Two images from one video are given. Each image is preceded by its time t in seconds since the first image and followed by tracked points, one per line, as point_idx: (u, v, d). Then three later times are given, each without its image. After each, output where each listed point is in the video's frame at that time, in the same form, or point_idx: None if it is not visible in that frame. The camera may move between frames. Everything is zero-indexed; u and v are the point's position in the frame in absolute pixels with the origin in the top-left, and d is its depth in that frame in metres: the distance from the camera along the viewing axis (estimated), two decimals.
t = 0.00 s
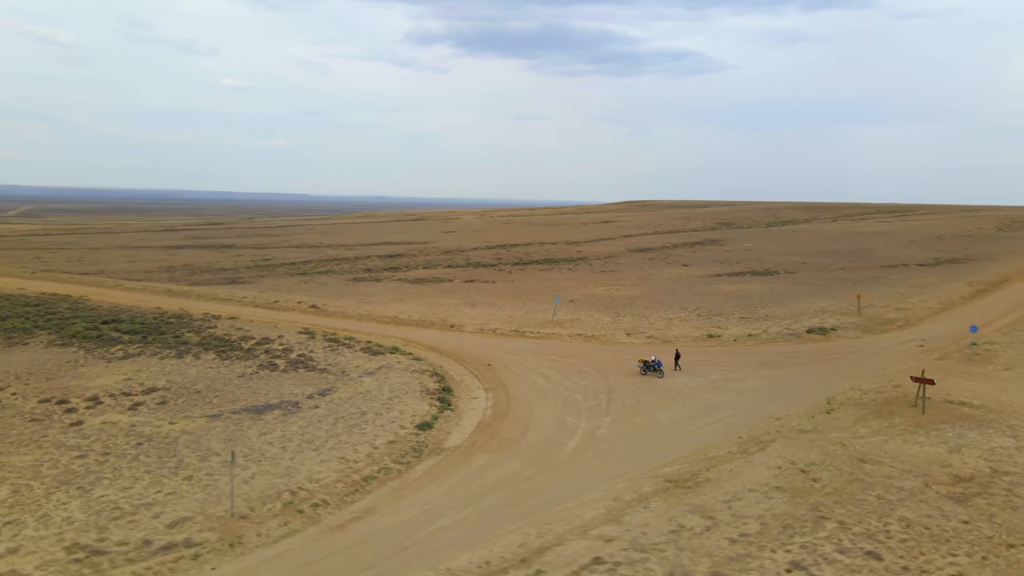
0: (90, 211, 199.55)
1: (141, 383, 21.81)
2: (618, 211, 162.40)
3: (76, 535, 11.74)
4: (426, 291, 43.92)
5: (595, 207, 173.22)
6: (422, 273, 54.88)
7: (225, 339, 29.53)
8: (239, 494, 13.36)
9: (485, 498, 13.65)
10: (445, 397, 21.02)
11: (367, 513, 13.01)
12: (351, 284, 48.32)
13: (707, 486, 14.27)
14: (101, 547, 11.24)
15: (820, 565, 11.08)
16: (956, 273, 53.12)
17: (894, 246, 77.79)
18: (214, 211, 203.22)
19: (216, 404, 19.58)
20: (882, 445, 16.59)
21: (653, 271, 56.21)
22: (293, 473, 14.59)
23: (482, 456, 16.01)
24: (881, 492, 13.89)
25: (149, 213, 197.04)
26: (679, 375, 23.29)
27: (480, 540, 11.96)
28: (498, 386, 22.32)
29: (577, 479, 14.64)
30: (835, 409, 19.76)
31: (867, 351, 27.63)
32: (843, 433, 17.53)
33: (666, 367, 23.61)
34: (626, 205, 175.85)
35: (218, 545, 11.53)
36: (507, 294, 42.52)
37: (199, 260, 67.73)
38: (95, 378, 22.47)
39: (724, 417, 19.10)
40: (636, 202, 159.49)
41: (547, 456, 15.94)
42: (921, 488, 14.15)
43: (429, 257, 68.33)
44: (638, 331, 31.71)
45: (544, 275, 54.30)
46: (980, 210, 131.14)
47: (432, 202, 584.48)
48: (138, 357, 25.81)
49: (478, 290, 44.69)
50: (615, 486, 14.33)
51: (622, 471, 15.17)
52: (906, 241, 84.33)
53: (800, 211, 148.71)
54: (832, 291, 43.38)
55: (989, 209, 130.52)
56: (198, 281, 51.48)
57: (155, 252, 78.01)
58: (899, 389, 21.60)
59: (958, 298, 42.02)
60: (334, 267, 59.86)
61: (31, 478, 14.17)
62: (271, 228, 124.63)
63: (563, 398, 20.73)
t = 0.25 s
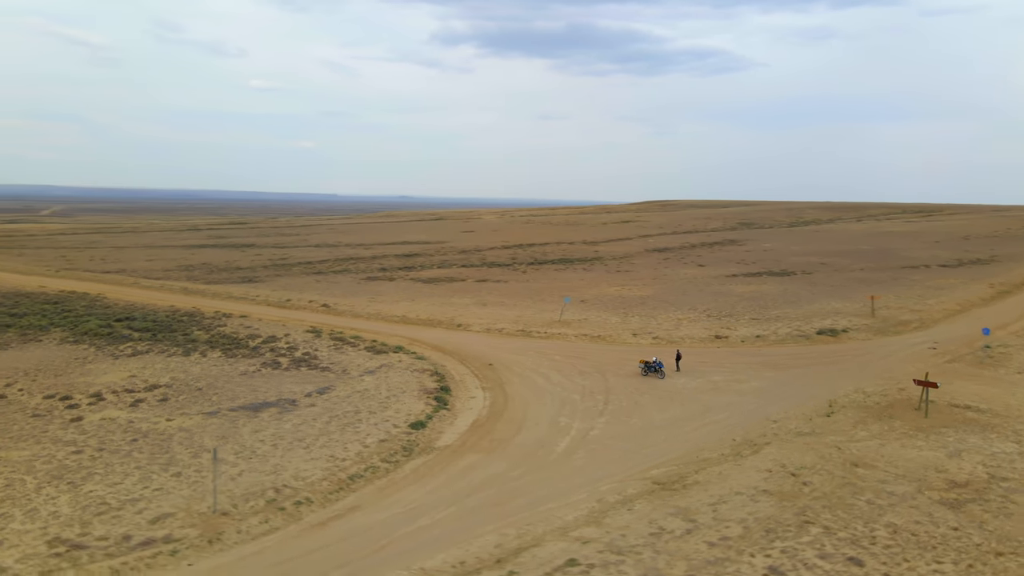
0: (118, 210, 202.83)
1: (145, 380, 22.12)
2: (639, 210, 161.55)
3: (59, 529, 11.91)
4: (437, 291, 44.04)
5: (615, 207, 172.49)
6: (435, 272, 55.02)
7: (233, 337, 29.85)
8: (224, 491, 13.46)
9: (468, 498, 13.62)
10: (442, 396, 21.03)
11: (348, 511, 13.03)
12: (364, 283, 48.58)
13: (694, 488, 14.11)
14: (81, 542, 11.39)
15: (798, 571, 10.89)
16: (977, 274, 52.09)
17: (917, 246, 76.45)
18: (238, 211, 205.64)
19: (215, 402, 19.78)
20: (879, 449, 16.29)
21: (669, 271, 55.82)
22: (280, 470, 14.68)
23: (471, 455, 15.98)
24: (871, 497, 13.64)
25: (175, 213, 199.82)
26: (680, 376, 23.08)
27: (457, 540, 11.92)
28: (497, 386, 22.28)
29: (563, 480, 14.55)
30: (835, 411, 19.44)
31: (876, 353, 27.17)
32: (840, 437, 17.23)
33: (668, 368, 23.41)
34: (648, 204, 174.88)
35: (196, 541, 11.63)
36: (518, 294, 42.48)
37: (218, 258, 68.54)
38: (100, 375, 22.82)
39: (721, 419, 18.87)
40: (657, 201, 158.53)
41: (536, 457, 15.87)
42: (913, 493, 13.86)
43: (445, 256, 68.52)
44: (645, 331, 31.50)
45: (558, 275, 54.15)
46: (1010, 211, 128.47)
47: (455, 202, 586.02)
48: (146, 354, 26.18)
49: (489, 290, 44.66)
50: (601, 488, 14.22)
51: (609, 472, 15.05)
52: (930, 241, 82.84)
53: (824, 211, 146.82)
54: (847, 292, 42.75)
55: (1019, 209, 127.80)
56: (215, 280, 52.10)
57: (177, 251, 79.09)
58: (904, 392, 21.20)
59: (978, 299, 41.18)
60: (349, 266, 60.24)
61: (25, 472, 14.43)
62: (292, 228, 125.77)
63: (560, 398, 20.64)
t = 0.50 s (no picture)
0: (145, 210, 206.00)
1: (148, 377, 22.40)
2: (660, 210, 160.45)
3: (44, 524, 12.08)
4: (449, 290, 44.09)
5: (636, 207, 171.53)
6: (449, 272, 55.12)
7: (241, 334, 30.14)
8: (210, 488, 13.59)
9: (450, 497, 13.59)
10: (439, 395, 21.03)
11: (330, 509, 13.08)
12: (377, 283, 48.81)
13: (680, 490, 13.94)
14: (63, 536, 11.54)
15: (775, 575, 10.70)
16: (1001, 276, 50.93)
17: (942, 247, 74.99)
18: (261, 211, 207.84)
19: (214, 399, 19.97)
20: (874, 453, 15.97)
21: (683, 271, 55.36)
22: (268, 468, 14.77)
23: (459, 455, 15.96)
24: (860, 501, 13.38)
25: (200, 212, 201.87)
26: (681, 378, 22.86)
27: (433, 539, 11.90)
28: (495, 386, 22.24)
29: (548, 480, 14.48)
30: (835, 415, 19.10)
31: (885, 356, 26.68)
32: (837, 440, 16.93)
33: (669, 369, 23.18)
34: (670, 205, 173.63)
35: (176, 537, 11.72)
36: (529, 294, 42.38)
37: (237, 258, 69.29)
38: (106, 371, 23.17)
39: (717, 421, 18.65)
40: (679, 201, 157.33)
41: (525, 457, 15.79)
42: (905, 499, 13.56)
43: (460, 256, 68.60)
44: (652, 332, 31.24)
45: (571, 275, 53.92)
46: None
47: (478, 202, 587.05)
48: (153, 351, 26.53)
49: (500, 289, 44.62)
50: (586, 489, 14.11)
51: (597, 474, 14.94)
52: (956, 242, 81.19)
53: (849, 211, 144.74)
54: (863, 293, 42.06)
55: None
56: (231, 279, 52.67)
57: (198, 250, 80.11)
58: (909, 395, 20.79)
59: (998, 301, 40.25)
60: (364, 265, 60.57)
61: (20, 466, 14.68)
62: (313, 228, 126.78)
63: (557, 399, 20.53)
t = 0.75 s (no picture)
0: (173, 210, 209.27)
1: (153, 375, 22.72)
2: (682, 210, 159.27)
3: (31, 517, 12.30)
4: (460, 290, 44.15)
5: (658, 207, 170.46)
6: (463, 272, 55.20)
7: (250, 333, 30.44)
8: (196, 484, 13.73)
9: (433, 496, 13.59)
10: (437, 394, 21.06)
11: (313, 505, 13.16)
12: (390, 282, 49.05)
13: (665, 492, 13.81)
14: (47, 530, 11.74)
15: None
16: None
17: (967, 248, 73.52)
18: (285, 211, 209.85)
19: (214, 396, 20.20)
20: (870, 457, 15.69)
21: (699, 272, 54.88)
22: (256, 464, 14.89)
23: (448, 454, 15.96)
24: (849, 505, 13.15)
25: (226, 212, 204.51)
26: (682, 379, 22.66)
27: (410, 538, 11.91)
28: (494, 385, 22.23)
29: (533, 481, 14.43)
30: (836, 417, 18.80)
31: (895, 358, 26.22)
32: (833, 443, 16.67)
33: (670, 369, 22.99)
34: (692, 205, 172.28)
35: (157, 532, 11.86)
36: (540, 293, 42.28)
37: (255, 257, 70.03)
38: (113, 368, 23.54)
39: (713, 422, 18.46)
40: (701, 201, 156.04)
41: (514, 457, 15.75)
42: (895, 504, 13.30)
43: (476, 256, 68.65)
44: (660, 332, 31.01)
45: (585, 275, 53.69)
46: None
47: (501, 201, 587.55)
48: (162, 349, 26.89)
49: (512, 289, 44.60)
50: (571, 490, 14.04)
51: (584, 475, 14.85)
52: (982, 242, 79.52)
53: (874, 211, 142.52)
54: (880, 295, 41.37)
55: None
56: (247, 277, 53.24)
57: (219, 249, 81.17)
58: (913, 398, 20.41)
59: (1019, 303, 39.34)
60: (380, 264, 60.87)
61: (16, 460, 14.97)
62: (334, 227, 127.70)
63: (554, 399, 20.46)
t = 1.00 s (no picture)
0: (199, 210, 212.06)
1: (158, 372, 23.04)
2: (704, 210, 157.94)
3: (18, 510, 12.52)
4: (471, 289, 44.18)
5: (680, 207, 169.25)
6: (477, 271, 55.26)
7: (258, 331, 30.73)
8: (183, 480, 13.88)
9: (416, 495, 13.60)
10: (435, 394, 21.08)
11: (296, 503, 13.23)
12: (404, 281, 49.27)
13: (649, 494, 13.68)
14: (31, 524, 11.94)
15: None
16: None
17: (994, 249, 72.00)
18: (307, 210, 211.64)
19: (214, 394, 20.43)
20: (864, 461, 15.40)
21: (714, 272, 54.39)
22: (245, 462, 15.02)
23: (437, 453, 15.97)
24: (835, 511, 12.91)
25: (251, 211, 207.08)
26: (682, 380, 22.45)
27: (387, 537, 11.93)
28: (493, 385, 22.20)
29: (518, 481, 14.38)
30: (835, 420, 18.49)
31: (904, 360, 25.75)
32: (828, 446, 16.40)
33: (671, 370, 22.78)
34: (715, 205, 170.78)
35: (138, 527, 12.01)
36: (551, 293, 42.17)
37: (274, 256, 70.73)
38: (119, 365, 23.90)
39: (708, 424, 18.25)
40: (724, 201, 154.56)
41: (502, 457, 15.72)
42: (883, 509, 13.04)
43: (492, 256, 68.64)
44: (667, 333, 30.75)
45: (599, 275, 53.43)
46: None
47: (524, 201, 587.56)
48: (170, 346, 27.25)
49: (524, 289, 44.54)
50: (555, 491, 13.97)
51: (571, 476, 14.77)
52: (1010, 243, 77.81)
53: (901, 211, 140.15)
54: (897, 296, 40.66)
55: None
56: (263, 276, 53.79)
57: (240, 248, 82.18)
58: (917, 401, 20.02)
59: None
60: (395, 264, 61.12)
61: (12, 455, 15.26)
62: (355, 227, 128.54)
63: (551, 399, 20.39)
